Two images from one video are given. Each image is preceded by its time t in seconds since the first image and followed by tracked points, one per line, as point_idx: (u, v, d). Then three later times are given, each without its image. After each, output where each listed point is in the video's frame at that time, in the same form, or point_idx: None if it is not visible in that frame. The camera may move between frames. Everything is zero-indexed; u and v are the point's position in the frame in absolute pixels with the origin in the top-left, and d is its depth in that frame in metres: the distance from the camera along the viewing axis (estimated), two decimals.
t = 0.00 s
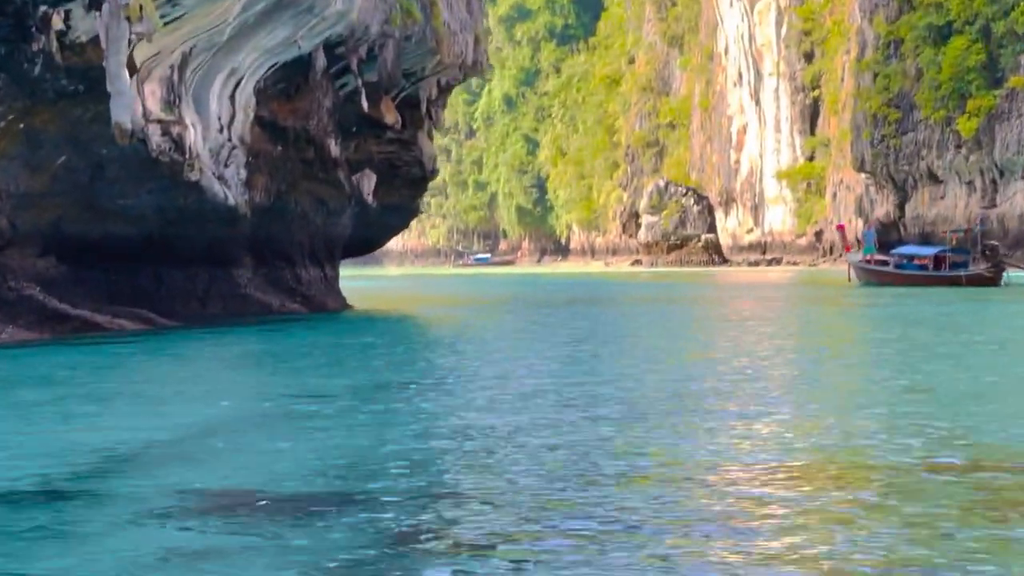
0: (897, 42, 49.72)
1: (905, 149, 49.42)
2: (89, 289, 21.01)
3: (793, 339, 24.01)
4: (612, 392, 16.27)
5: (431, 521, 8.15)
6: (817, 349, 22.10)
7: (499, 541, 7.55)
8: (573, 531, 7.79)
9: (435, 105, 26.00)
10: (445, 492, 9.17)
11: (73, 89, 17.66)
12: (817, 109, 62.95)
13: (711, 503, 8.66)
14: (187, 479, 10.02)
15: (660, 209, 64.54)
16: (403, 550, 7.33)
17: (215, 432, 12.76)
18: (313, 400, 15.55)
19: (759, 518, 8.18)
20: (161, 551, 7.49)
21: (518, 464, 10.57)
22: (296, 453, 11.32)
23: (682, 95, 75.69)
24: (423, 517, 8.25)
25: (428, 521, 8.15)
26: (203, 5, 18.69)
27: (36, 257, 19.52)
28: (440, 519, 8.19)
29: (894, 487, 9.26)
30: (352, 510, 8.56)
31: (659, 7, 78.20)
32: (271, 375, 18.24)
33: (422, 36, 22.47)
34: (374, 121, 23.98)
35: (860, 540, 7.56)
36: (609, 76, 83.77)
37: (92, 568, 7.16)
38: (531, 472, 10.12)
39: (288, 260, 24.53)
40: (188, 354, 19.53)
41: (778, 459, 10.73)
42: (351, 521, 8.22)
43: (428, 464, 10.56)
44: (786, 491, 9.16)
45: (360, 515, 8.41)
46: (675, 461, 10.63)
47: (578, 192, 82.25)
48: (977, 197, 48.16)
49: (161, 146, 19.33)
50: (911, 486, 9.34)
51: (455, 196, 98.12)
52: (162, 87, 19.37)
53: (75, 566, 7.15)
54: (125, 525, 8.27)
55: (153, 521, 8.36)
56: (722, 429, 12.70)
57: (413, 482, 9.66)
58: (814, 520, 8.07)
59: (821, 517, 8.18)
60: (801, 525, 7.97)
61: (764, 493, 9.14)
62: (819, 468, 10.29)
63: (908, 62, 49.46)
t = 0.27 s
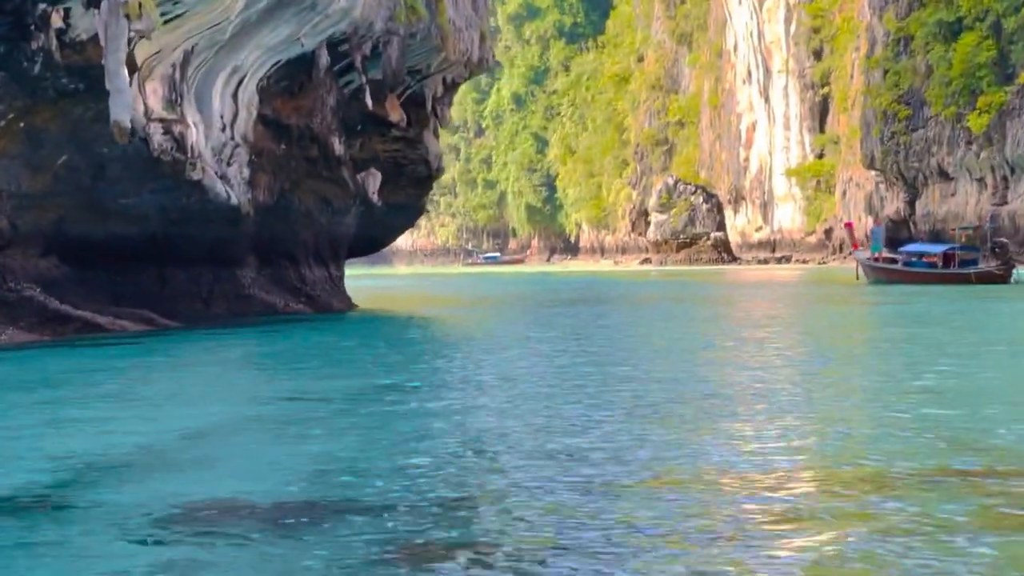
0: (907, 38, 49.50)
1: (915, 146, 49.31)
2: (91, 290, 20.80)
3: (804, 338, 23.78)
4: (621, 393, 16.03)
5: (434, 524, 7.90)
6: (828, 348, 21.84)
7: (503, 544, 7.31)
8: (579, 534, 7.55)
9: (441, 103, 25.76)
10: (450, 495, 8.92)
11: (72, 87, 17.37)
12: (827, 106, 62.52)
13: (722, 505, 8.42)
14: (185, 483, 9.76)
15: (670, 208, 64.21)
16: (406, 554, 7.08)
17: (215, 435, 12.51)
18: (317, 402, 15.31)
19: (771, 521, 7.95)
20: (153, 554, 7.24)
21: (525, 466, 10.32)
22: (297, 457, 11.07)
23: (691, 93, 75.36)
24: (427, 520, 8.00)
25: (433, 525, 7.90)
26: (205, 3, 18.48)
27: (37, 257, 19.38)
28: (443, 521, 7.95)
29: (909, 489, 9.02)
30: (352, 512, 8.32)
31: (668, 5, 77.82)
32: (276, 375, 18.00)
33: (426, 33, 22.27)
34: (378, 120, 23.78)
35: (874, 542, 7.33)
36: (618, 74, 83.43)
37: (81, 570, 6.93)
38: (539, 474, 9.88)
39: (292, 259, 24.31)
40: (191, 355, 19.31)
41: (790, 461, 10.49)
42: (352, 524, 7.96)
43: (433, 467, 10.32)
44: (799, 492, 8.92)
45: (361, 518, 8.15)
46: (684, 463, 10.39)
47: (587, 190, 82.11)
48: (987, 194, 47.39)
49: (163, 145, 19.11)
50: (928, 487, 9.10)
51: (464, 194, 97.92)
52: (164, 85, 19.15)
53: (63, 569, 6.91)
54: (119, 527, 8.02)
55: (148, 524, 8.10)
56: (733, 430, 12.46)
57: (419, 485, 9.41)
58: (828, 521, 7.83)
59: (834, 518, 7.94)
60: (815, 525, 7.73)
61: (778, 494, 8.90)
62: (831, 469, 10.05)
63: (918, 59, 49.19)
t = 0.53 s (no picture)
0: (920, 38, 49.18)
1: (928, 147, 49.09)
2: (96, 293, 20.58)
3: (817, 340, 23.62)
4: (631, 396, 15.83)
5: (441, 534, 7.67)
6: (841, 350, 21.64)
7: (511, 554, 7.10)
8: (588, 544, 7.35)
9: (449, 104, 25.57)
10: (456, 504, 8.70)
11: (75, 89, 17.20)
12: (839, 107, 62.31)
13: (734, 512, 8.23)
14: (185, 492, 9.51)
15: (681, 210, 63.83)
16: (411, 564, 6.86)
17: (218, 442, 12.27)
18: (325, 406, 15.08)
19: (785, 528, 7.76)
20: (147, 567, 7.02)
21: (533, 472, 10.11)
22: (301, 464, 10.84)
23: (703, 94, 75.04)
24: (433, 529, 7.78)
25: (437, 535, 7.67)
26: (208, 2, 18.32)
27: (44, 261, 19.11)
28: (449, 531, 7.73)
29: (924, 495, 8.83)
30: (355, 523, 8.11)
31: (679, 6, 77.48)
32: (282, 380, 17.78)
33: (433, 33, 22.08)
34: (386, 121, 23.59)
35: (888, 551, 7.16)
36: (629, 75, 83.14)
37: None
38: (547, 481, 9.67)
39: (299, 262, 24.11)
40: (197, 359, 19.11)
41: (802, 464, 10.30)
42: (356, 535, 7.71)
43: (438, 473, 10.09)
44: (813, 498, 8.73)
45: (366, 528, 7.92)
46: (694, 467, 10.20)
47: (599, 192, 81.93)
48: (1002, 194, 46.28)
49: (167, 147, 18.90)
50: (943, 493, 8.91)
51: (476, 197, 97.73)
52: (169, 87, 18.92)
53: None
54: (114, 540, 7.79)
55: (145, 537, 7.85)
56: (745, 434, 12.26)
57: (425, 494, 9.19)
58: (841, 527, 7.64)
59: (847, 524, 7.76)
60: (828, 532, 7.54)
61: (792, 499, 8.71)
62: (845, 473, 9.86)
63: (930, 59, 48.84)
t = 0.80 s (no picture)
0: (929, 36, 48.92)
1: (938, 145, 48.73)
2: (97, 293, 20.38)
3: (827, 338, 23.43)
4: (640, 397, 15.60)
5: (444, 541, 7.42)
6: (852, 349, 21.42)
7: (517, 561, 6.86)
8: (597, 551, 7.11)
9: (454, 102, 25.34)
10: (460, 509, 8.45)
11: (75, 87, 16.94)
12: (850, 105, 62.00)
13: (746, 516, 7.99)
14: (183, 497, 9.26)
15: (692, 208, 63.62)
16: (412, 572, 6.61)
17: (219, 446, 12.02)
18: (329, 409, 14.84)
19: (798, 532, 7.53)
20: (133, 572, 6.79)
21: (540, 475, 9.87)
22: (303, 468, 10.59)
23: (712, 93, 74.77)
24: (436, 536, 7.54)
25: (440, 541, 7.42)
26: None
27: (42, 260, 18.92)
28: (453, 537, 7.47)
29: (940, 496, 8.61)
30: (355, 529, 7.87)
31: (688, 4, 77.23)
32: (287, 382, 17.53)
33: (438, 30, 21.86)
34: (391, 120, 23.36)
35: (907, 556, 6.92)
36: (639, 74, 82.88)
37: None
38: (554, 485, 9.43)
39: (304, 262, 23.86)
40: (200, 361, 18.88)
41: (814, 466, 10.08)
42: (355, 542, 7.45)
43: (443, 478, 9.85)
44: (828, 500, 8.50)
45: (365, 535, 7.66)
46: (705, 470, 9.97)
47: (609, 191, 81.73)
48: (1013, 192, 46.19)
49: (169, 146, 18.59)
50: (960, 494, 8.68)
51: (486, 196, 97.55)
52: (171, 84, 18.56)
53: None
54: (106, 547, 7.53)
55: (138, 543, 7.59)
56: (756, 435, 12.04)
57: (430, 499, 8.94)
58: (857, 532, 7.42)
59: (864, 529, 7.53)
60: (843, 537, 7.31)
61: (806, 502, 8.48)
62: (858, 475, 9.64)
63: (940, 56, 48.50)
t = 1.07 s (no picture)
0: (936, 35, 48.70)
1: (945, 144, 48.42)
2: (96, 294, 20.18)
3: (833, 338, 23.27)
4: (644, 398, 15.40)
5: (442, 549, 7.19)
6: (858, 349, 21.23)
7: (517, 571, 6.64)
8: (600, 560, 6.89)
9: (457, 102, 25.13)
10: (460, 514, 8.23)
11: (71, 87, 16.72)
12: (856, 105, 61.78)
13: (753, 522, 7.78)
14: (176, 502, 9.04)
15: (698, 209, 63.35)
16: None
17: (216, 450, 11.79)
18: (329, 411, 14.63)
19: (806, 539, 7.31)
20: None
21: (543, 480, 9.64)
22: (300, 472, 10.37)
23: (719, 93, 74.51)
24: (434, 542, 7.32)
25: (438, 550, 7.20)
26: None
27: (39, 261, 18.74)
28: (453, 546, 7.25)
29: (950, 499, 8.40)
30: (352, 536, 7.65)
31: (694, 5, 77.00)
32: (287, 384, 17.31)
33: (439, 29, 21.66)
34: (393, 120, 23.16)
35: (921, 567, 6.71)
36: (645, 75, 82.61)
37: None
38: (557, 488, 9.22)
39: (304, 263, 23.65)
40: (200, 363, 18.68)
41: (822, 468, 9.86)
42: (351, 549, 7.22)
43: (444, 481, 9.63)
44: (836, 504, 8.30)
45: (362, 543, 7.43)
46: (709, 472, 9.77)
47: (615, 192, 81.50)
48: (1020, 192, 45.86)
49: (167, 146, 18.35)
50: (970, 497, 8.48)
51: (492, 197, 97.37)
52: (168, 84, 18.31)
53: None
54: (94, 554, 7.31)
55: (128, 551, 7.36)
56: (761, 436, 11.84)
57: (429, 504, 8.72)
58: (870, 542, 7.17)
59: (877, 538, 7.28)
60: (854, 547, 7.10)
61: (814, 507, 8.27)
62: (866, 477, 9.43)
63: (947, 56, 48.33)
